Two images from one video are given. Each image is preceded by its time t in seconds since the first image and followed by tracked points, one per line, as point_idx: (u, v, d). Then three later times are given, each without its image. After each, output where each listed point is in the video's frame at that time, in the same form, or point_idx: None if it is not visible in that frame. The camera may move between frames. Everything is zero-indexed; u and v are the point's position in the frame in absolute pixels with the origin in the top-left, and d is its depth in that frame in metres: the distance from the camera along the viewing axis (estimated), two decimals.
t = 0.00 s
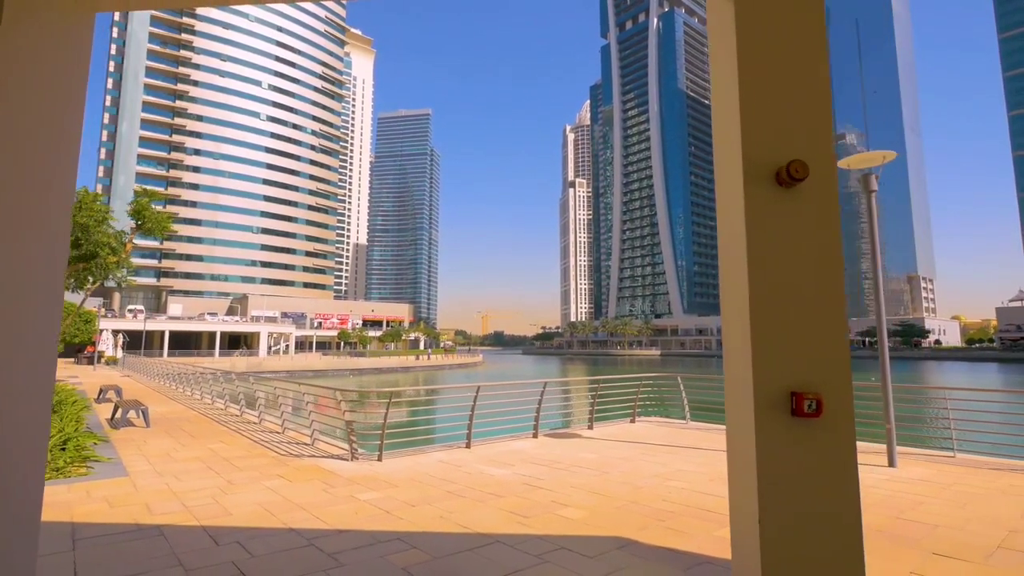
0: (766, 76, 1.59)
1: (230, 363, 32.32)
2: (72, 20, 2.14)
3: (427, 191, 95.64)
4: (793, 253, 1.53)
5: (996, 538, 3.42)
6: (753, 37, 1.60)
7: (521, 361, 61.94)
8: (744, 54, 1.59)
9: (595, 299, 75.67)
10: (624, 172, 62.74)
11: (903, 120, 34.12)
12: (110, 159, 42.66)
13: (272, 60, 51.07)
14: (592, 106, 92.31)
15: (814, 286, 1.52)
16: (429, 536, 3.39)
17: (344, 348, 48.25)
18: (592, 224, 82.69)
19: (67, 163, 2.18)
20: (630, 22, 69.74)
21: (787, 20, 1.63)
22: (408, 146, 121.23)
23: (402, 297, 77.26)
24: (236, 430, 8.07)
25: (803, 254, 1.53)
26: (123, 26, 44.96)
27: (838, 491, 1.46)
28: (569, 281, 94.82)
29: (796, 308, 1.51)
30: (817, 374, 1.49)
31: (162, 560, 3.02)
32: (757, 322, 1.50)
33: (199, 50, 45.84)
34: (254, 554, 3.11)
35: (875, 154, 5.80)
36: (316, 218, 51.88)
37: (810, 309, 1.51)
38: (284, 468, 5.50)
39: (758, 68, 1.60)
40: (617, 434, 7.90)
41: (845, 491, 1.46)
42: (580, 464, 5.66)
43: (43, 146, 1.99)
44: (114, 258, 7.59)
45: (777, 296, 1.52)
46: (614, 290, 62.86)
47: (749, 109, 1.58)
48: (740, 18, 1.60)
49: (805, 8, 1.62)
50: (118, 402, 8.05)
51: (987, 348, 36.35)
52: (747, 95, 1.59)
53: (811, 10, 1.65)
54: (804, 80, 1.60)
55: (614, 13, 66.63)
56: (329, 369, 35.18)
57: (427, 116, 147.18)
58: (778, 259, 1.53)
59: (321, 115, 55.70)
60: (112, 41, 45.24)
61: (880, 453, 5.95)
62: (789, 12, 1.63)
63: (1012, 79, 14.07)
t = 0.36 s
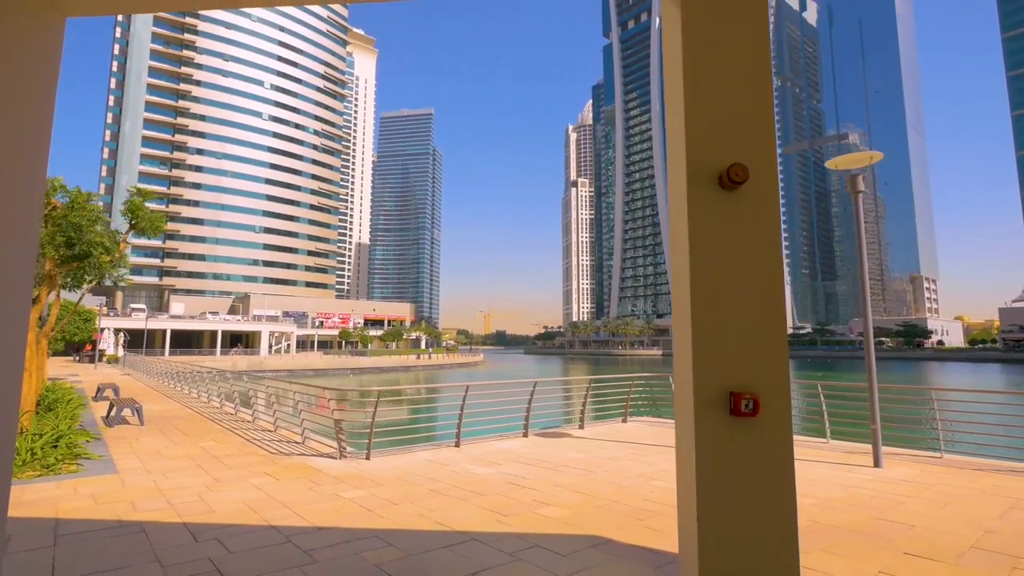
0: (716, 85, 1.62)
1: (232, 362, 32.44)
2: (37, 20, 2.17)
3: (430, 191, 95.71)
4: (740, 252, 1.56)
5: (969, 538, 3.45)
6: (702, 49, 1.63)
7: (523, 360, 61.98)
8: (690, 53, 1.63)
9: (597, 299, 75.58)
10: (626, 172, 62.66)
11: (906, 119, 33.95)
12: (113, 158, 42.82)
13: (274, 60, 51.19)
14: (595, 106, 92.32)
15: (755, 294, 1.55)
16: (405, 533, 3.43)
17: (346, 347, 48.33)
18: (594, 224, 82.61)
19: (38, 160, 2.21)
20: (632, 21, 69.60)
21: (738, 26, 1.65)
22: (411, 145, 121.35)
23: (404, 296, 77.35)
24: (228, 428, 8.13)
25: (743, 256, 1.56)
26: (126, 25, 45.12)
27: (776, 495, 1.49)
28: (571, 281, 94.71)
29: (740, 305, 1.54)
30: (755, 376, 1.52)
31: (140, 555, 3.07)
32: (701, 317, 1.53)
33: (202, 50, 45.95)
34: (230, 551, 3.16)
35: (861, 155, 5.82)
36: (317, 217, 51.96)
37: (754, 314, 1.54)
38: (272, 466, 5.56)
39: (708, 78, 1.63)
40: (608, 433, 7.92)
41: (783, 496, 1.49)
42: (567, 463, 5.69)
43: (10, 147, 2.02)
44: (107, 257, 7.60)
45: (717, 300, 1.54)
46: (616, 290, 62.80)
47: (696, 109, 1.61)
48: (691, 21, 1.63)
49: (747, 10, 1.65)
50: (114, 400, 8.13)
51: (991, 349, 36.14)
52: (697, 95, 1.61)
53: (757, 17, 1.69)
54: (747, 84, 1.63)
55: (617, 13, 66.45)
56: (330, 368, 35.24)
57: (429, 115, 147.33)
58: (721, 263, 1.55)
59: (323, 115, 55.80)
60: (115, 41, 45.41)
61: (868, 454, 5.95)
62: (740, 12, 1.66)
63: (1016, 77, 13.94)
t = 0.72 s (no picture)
0: (660, 86, 1.64)
1: (234, 362, 32.56)
2: (5, 24, 2.21)
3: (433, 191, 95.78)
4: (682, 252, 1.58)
5: (944, 538, 3.47)
6: (649, 53, 1.65)
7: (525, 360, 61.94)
8: (637, 54, 1.65)
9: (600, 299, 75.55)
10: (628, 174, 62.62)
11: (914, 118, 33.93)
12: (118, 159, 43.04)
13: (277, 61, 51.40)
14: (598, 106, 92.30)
15: (695, 295, 1.56)
16: (384, 531, 3.47)
17: (348, 347, 48.45)
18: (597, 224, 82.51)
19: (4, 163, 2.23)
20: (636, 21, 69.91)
21: (684, 26, 1.68)
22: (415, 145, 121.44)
23: (407, 297, 77.43)
24: (222, 428, 8.16)
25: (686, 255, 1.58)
26: (131, 27, 45.31)
27: (715, 495, 1.51)
28: (574, 281, 94.67)
29: (680, 305, 1.56)
30: (694, 374, 1.54)
31: (118, 552, 3.10)
32: (643, 317, 1.55)
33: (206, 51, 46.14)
34: (209, 548, 3.19)
35: (851, 155, 5.82)
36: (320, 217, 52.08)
37: (695, 314, 1.56)
38: (260, 465, 5.59)
39: (654, 80, 1.65)
40: (600, 433, 7.91)
41: (720, 494, 1.50)
42: (555, 463, 5.70)
43: None
44: (102, 257, 7.65)
45: (656, 298, 1.57)
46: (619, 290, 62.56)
47: (641, 111, 1.63)
48: (637, 26, 1.66)
49: (693, 10, 1.67)
50: (110, 399, 8.17)
51: (995, 350, 36.06)
52: (642, 97, 1.63)
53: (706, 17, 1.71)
54: (691, 85, 1.65)
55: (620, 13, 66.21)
56: (332, 368, 35.37)
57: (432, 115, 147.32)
58: (663, 265, 1.58)
59: (325, 115, 55.94)
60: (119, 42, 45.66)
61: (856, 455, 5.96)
62: (687, 14, 1.68)
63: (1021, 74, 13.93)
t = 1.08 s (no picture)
0: (612, 92, 1.66)
1: (236, 363, 32.63)
2: None
3: (436, 191, 95.93)
4: (632, 256, 1.60)
5: (924, 538, 3.47)
6: (602, 60, 1.68)
7: (527, 360, 61.79)
8: (591, 57, 1.68)
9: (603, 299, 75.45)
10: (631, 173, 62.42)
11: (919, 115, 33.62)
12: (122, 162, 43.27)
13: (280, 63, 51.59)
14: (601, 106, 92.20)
15: (645, 299, 1.58)
16: (365, 531, 3.50)
17: (351, 348, 48.53)
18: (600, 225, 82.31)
19: None
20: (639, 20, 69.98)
21: (638, 29, 1.69)
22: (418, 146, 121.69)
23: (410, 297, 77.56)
24: (217, 428, 8.21)
25: (638, 256, 1.59)
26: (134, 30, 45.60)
27: (662, 498, 1.52)
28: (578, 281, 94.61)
29: (632, 307, 1.58)
30: (642, 373, 1.56)
31: (100, 551, 3.13)
32: (592, 317, 1.57)
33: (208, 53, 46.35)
34: (190, 547, 3.22)
35: (839, 155, 5.86)
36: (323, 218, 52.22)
37: (644, 319, 1.57)
38: (251, 466, 5.63)
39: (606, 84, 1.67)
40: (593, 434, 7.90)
41: (666, 494, 1.52)
42: (544, 463, 5.71)
43: None
44: (98, 259, 7.72)
45: (608, 298, 1.59)
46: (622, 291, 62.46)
47: (593, 114, 1.66)
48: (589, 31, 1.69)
49: (646, 12, 1.69)
50: (107, 400, 8.26)
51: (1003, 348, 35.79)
52: (595, 100, 1.65)
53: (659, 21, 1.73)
54: (643, 89, 1.66)
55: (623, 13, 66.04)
56: (334, 369, 35.40)
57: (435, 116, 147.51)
58: (615, 270, 1.60)
59: (328, 116, 56.11)
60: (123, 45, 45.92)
61: (848, 455, 5.96)
62: (644, 13, 1.69)
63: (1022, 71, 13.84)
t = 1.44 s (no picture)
0: (552, 92, 1.69)
1: (241, 363, 32.85)
2: None
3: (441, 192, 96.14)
4: (570, 254, 1.63)
5: (899, 536, 3.47)
6: (541, 66, 1.71)
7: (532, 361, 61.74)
8: (533, 56, 1.71)
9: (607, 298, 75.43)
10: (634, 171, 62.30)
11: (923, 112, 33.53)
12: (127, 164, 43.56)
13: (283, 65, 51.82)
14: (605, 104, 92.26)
15: (584, 300, 1.60)
16: (343, 530, 3.53)
17: (355, 348, 48.72)
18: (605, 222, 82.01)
19: None
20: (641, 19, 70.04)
21: (576, 32, 1.71)
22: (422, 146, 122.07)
23: (415, 297, 77.79)
24: (213, 428, 8.29)
25: (576, 252, 1.62)
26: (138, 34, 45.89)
27: (596, 491, 1.54)
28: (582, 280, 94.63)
29: (568, 306, 1.60)
30: (577, 374, 1.58)
31: (80, 550, 3.17)
32: (531, 319, 1.60)
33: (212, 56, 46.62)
34: (168, 546, 3.27)
35: (825, 154, 5.86)
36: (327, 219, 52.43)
37: (579, 313, 1.60)
38: (240, 466, 5.68)
39: (546, 82, 1.70)
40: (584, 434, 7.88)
41: (600, 492, 1.54)
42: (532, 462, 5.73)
43: None
44: (91, 261, 7.81)
45: (546, 303, 1.61)
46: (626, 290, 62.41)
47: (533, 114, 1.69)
48: (529, 30, 1.72)
49: (584, 19, 1.71)
50: (103, 402, 8.35)
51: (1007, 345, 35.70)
52: (534, 106, 1.68)
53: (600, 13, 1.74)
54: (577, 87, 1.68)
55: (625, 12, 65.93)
56: (338, 368, 35.57)
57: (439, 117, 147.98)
58: (552, 270, 1.63)
59: (331, 117, 56.35)
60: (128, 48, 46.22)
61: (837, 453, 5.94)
62: (581, 10, 1.71)
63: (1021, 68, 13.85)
